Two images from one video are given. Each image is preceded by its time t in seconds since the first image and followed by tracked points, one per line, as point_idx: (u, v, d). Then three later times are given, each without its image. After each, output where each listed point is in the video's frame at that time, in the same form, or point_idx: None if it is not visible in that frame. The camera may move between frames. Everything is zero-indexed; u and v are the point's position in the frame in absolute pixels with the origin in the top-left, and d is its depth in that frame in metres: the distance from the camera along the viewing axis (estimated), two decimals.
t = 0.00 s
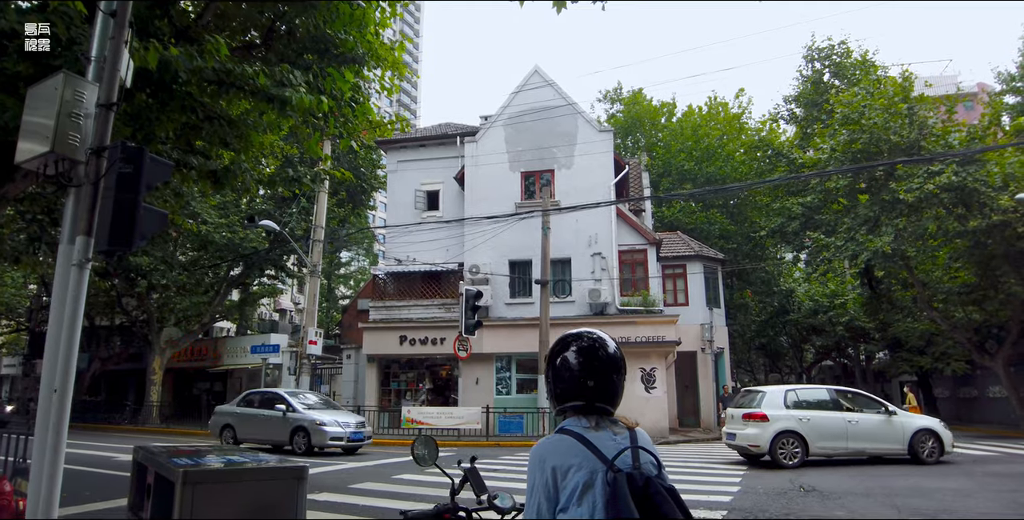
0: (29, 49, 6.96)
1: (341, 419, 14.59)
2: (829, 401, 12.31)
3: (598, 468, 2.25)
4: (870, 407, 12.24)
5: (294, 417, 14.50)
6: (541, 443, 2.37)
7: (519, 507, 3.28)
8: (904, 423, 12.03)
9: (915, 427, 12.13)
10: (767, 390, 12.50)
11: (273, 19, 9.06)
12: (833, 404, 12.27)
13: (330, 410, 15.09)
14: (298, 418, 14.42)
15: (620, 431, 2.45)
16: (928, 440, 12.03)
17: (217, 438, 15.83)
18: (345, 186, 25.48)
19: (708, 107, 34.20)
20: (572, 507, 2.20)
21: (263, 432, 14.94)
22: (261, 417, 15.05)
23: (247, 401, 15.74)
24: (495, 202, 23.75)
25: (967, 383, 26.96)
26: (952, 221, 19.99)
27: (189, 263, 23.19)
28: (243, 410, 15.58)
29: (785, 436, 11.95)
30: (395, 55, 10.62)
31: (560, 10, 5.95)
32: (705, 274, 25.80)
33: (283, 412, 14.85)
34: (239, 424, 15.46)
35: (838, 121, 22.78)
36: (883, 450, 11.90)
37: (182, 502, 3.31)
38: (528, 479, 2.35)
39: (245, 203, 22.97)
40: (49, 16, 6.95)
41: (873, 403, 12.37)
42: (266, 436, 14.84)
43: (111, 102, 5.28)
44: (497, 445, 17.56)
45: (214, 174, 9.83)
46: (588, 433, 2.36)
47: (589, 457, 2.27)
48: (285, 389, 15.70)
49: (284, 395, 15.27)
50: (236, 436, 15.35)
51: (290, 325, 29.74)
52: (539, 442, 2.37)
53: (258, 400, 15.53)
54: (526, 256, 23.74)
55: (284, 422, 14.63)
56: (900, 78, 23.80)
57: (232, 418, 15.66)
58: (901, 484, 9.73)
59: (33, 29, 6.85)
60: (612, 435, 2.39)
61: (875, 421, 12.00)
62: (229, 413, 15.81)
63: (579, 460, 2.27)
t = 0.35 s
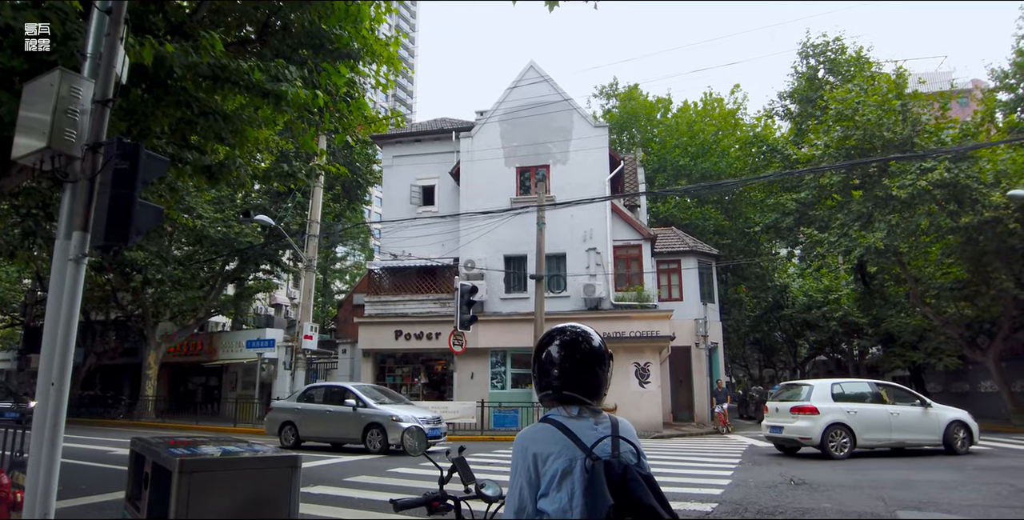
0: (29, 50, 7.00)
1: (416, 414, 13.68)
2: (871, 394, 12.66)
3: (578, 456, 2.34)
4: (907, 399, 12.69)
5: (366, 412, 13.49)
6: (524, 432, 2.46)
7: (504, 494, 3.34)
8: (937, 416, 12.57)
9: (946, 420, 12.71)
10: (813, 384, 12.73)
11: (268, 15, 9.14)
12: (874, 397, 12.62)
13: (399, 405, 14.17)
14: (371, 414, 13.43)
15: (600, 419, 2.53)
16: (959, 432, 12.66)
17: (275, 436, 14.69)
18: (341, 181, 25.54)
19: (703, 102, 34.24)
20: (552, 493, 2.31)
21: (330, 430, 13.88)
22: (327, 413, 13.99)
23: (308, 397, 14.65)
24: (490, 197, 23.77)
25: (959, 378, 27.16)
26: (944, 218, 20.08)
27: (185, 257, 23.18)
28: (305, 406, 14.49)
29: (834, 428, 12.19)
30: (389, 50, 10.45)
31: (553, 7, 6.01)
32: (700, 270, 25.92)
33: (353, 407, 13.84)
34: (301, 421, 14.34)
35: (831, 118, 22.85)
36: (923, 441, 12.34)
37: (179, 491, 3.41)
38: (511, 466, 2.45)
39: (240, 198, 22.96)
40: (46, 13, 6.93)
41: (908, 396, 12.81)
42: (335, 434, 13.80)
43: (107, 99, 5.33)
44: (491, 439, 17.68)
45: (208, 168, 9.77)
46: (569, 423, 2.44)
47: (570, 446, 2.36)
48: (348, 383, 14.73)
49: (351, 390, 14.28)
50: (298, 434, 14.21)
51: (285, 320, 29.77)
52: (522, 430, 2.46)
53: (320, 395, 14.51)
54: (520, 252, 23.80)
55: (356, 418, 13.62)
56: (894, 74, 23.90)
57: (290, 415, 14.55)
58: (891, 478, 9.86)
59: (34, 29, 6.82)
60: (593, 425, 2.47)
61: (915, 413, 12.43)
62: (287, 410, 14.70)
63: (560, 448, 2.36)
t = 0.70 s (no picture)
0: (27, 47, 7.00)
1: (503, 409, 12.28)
2: (896, 388, 13.13)
3: (557, 448, 2.39)
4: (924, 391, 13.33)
5: (448, 408, 12.18)
6: (505, 425, 2.51)
7: (484, 487, 3.37)
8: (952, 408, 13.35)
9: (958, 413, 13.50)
10: (845, 378, 13.05)
11: (254, 9, 9.09)
12: (899, 390, 13.12)
13: (481, 399, 12.76)
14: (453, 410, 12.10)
15: (581, 413, 2.58)
16: (969, 424, 13.48)
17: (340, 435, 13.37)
18: (328, 175, 25.51)
19: (691, 99, 34.33)
20: (532, 485, 2.36)
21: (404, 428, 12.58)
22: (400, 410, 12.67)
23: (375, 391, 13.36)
24: (478, 192, 23.78)
25: (941, 373, 27.52)
26: (928, 215, 20.38)
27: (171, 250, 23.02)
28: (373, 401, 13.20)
29: (869, 422, 12.59)
30: (377, 44, 10.45)
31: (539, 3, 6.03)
32: (686, 265, 26.08)
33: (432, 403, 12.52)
34: (371, 418, 13.00)
35: (817, 115, 22.99)
36: (942, 433, 13.01)
37: (158, 484, 3.44)
38: (492, 458, 2.50)
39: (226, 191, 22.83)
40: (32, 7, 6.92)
41: (925, 390, 13.43)
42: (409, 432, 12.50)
43: (89, 92, 5.27)
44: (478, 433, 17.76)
45: (193, 162, 9.72)
46: (549, 417, 2.49)
47: (549, 439, 2.41)
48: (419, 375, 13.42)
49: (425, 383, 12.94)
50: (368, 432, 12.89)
51: (272, 313, 29.67)
52: (504, 424, 2.51)
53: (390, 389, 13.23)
54: (509, 246, 23.83)
55: (434, 414, 12.27)
56: (880, 72, 24.12)
57: (358, 412, 13.21)
58: (871, 471, 10.01)
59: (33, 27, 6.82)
60: (573, 418, 2.51)
61: (934, 407, 13.09)
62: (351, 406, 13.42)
63: (540, 441, 2.41)
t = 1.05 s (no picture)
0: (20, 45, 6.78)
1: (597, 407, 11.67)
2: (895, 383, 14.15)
3: (523, 446, 2.42)
4: (916, 385, 14.44)
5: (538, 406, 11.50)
6: (472, 422, 2.54)
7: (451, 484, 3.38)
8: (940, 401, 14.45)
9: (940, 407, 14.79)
10: (855, 374, 13.88)
11: None
12: (897, 385, 14.10)
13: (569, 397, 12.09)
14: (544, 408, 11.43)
15: (547, 412, 2.61)
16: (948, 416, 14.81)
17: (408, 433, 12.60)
18: (299, 167, 25.24)
19: (664, 97, 34.58)
20: (497, 481, 2.40)
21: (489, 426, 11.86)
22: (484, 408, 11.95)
23: (447, 389, 12.60)
24: (452, 187, 23.74)
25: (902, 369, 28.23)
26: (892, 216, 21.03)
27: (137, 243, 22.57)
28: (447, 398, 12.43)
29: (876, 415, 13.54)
30: (350, 36, 10.39)
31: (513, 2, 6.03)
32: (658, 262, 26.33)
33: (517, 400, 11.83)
34: (444, 415, 12.25)
35: (787, 116, 23.29)
36: (932, 424, 14.18)
37: (118, 481, 3.47)
38: (458, 455, 2.53)
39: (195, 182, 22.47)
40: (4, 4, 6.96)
41: (914, 384, 14.49)
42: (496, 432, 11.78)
43: (52, 81, 5.24)
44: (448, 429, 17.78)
45: (160, 154, 9.38)
46: (517, 414, 2.52)
47: (516, 436, 2.45)
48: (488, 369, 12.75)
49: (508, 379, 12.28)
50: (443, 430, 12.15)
51: (241, 307, 29.29)
52: (471, 421, 2.54)
53: (465, 386, 12.51)
54: (482, 242, 23.81)
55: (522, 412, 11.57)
56: (848, 75, 24.58)
57: (429, 409, 12.43)
58: (833, 465, 10.24)
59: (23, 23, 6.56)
60: (540, 416, 2.55)
61: (927, 402, 14.27)
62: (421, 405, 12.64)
63: (507, 438, 2.45)
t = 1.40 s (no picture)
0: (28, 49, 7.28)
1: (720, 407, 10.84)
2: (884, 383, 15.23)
3: (496, 448, 2.43)
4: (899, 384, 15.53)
5: (664, 409, 10.57)
6: (445, 423, 2.53)
7: (418, 484, 3.38)
8: (912, 400, 15.93)
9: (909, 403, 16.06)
10: (856, 374, 14.77)
11: None
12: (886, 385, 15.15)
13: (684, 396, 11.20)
14: (670, 411, 10.52)
15: (520, 413, 2.62)
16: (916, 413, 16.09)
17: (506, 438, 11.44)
18: (271, 162, 24.92)
19: (639, 99, 34.75)
20: (469, 484, 2.40)
21: (606, 430, 10.83)
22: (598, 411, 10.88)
23: (541, 390, 11.41)
24: (426, 184, 23.62)
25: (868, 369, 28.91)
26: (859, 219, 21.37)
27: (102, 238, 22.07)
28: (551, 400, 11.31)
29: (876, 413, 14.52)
30: (324, 31, 10.22)
31: None
32: (630, 262, 26.53)
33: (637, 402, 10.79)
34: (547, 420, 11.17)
35: (758, 119, 23.62)
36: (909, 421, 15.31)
37: (77, 484, 3.47)
38: (430, 455, 2.52)
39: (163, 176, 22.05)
40: None
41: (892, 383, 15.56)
42: (617, 437, 10.77)
43: (12, 72, 5.08)
44: (421, 427, 17.74)
45: (127, 147, 9.16)
46: (489, 415, 2.52)
47: (489, 438, 2.45)
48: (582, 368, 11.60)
49: (617, 378, 11.29)
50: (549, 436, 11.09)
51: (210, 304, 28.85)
52: (443, 421, 2.53)
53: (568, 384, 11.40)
54: (455, 240, 23.74)
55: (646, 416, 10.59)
56: (818, 80, 25.00)
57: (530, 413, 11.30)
58: (799, 463, 10.43)
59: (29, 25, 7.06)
60: (513, 418, 2.55)
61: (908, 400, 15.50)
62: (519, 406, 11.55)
63: (479, 440, 2.45)
